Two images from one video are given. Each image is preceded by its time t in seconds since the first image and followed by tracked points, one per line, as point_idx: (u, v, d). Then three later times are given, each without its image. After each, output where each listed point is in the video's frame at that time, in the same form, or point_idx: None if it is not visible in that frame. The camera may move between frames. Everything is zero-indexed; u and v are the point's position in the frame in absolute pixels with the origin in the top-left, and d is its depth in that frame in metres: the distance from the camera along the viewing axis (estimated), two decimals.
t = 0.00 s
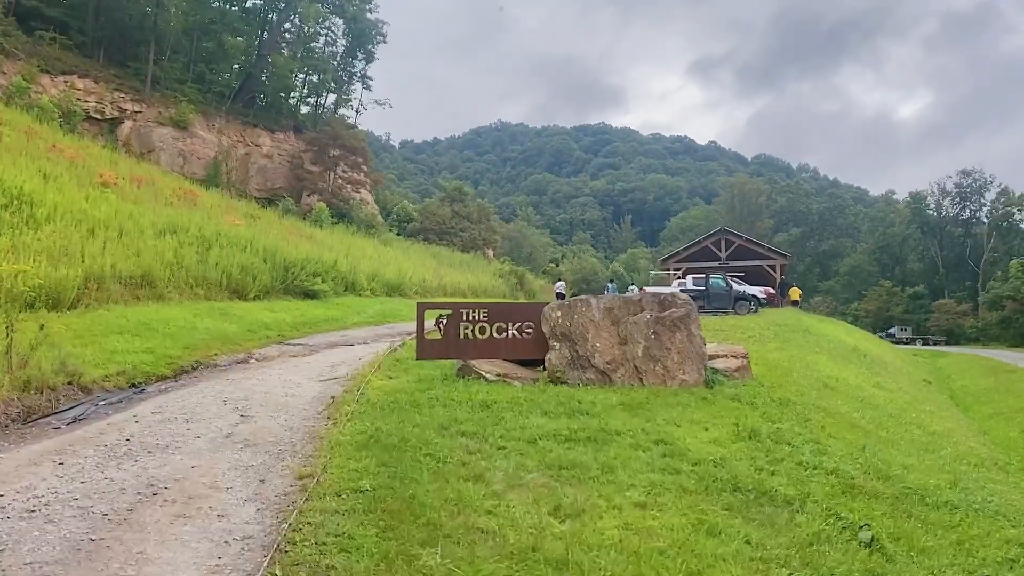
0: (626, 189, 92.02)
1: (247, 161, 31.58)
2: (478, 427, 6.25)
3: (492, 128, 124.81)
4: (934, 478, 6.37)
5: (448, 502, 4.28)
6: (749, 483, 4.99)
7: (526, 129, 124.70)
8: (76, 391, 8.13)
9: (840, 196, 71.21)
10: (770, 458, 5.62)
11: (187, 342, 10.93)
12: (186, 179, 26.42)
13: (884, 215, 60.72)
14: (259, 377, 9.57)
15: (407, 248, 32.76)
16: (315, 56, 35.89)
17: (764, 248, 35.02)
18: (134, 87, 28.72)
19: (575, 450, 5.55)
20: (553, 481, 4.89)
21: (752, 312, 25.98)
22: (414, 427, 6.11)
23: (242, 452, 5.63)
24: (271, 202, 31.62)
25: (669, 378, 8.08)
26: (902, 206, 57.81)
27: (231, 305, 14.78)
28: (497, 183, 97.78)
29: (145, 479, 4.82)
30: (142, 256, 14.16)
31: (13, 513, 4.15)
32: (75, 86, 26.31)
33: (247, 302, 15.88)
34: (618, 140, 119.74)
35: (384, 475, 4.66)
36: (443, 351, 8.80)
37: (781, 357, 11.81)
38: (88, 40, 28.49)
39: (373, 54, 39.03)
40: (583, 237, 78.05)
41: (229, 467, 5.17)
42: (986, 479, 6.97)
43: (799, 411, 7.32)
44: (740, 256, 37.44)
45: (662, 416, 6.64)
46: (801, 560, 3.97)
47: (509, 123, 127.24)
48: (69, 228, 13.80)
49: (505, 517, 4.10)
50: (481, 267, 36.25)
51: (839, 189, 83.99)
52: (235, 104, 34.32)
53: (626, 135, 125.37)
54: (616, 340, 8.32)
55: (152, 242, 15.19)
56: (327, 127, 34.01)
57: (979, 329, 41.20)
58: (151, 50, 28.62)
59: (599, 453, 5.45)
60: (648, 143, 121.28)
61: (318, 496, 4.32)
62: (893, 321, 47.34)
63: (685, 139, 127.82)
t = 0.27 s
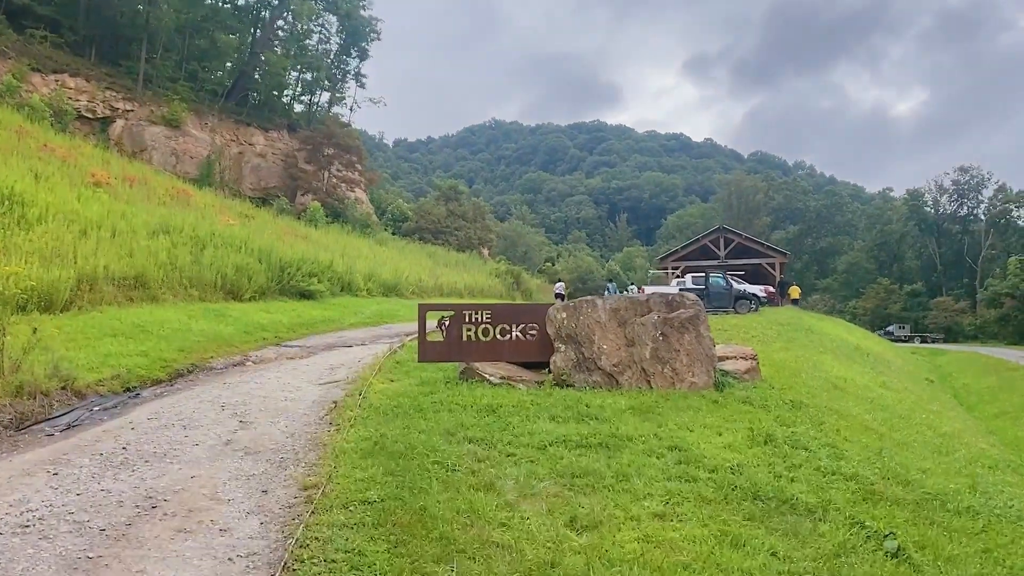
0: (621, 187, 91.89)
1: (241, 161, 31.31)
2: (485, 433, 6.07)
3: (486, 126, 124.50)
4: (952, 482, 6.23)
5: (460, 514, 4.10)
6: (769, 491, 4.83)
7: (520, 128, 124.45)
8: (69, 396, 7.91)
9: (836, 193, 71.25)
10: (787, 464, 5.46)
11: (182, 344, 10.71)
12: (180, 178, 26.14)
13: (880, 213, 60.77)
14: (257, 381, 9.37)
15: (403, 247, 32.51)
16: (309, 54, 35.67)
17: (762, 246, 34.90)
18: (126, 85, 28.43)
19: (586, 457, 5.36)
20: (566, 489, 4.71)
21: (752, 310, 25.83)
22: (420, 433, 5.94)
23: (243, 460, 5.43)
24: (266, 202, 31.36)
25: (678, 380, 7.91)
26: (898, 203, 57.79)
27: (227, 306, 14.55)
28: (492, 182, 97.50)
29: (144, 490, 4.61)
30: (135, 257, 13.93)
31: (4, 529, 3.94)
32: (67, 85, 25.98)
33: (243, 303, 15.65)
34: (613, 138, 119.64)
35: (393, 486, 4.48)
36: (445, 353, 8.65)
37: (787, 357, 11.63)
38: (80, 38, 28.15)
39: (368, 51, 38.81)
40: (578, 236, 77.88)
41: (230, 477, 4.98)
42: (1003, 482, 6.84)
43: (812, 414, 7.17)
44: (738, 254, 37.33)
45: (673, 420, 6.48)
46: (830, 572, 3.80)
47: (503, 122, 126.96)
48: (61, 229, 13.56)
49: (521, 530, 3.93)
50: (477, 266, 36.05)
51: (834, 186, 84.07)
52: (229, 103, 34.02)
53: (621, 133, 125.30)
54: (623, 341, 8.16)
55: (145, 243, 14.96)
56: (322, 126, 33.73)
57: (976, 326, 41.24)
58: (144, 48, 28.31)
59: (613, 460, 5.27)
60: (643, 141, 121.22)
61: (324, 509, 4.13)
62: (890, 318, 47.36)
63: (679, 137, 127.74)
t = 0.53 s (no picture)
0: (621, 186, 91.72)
1: (241, 160, 31.19)
2: (494, 434, 5.93)
3: (485, 125, 124.27)
4: (970, 483, 6.10)
5: (472, 520, 3.96)
6: (787, 494, 4.69)
7: (520, 127, 124.24)
8: (68, 398, 7.78)
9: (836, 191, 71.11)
10: (805, 466, 5.32)
11: (182, 344, 10.59)
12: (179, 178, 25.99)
13: (880, 210, 60.68)
14: (259, 381, 9.23)
15: (403, 247, 32.37)
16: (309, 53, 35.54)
17: (764, 244, 34.73)
18: (125, 84, 28.28)
19: (598, 459, 5.23)
20: (580, 494, 4.57)
21: (755, 309, 25.68)
22: (427, 436, 5.80)
23: (246, 464, 5.30)
24: (266, 201, 31.24)
25: (687, 380, 7.78)
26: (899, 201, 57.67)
27: (227, 306, 14.42)
28: (491, 181, 97.30)
29: (144, 497, 4.48)
30: (135, 257, 13.80)
31: None
32: (66, 84, 25.82)
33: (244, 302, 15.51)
34: (612, 137, 119.49)
35: (401, 491, 4.35)
36: (450, 354, 8.53)
37: (795, 356, 11.50)
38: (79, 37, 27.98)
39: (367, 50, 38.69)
40: (578, 235, 77.70)
41: (233, 482, 4.85)
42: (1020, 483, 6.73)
43: (824, 414, 7.04)
44: (739, 252, 37.19)
45: (685, 420, 6.35)
46: None
47: (502, 121, 126.73)
48: (61, 228, 13.43)
49: (536, 537, 3.80)
50: (478, 265, 35.93)
51: (834, 184, 83.92)
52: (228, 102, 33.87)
53: (620, 132, 125.14)
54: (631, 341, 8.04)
55: (145, 242, 14.83)
56: (322, 125, 33.58)
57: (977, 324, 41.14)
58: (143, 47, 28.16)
59: (626, 462, 5.13)
60: (642, 139, 121.03)
61: (331, 515, 4.00)
62: (891, 316, 47.27)
63: (678, 135, 127.57)
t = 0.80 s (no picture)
0: (619, 184, 91.56)
1: (239, 158, 31.03)
2: (500, 434, 5.78)
3: (483, 124, 124.05)
4: (985, 482, 5.97)
5: (480, 524, 3.82)
6: (804, 496, 4.54)
7: (518, 125, 124.01)
8: (64, 398, 7.62)
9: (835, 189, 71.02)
10: (821, 466, 5.17)
11: (181, 343, 10.42)
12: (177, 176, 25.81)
13: (879, 208, 60.61)
14: (258, 380, 9.06)
15: (402, 245, 32.21)
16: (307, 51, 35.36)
17: (764, 241, 34.59)
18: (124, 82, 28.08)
19: (608, 460, 5.08)
20: (590, 496, 4.42)
21: (756, 306, 25.53)
22: (431, 435, 5.65)
23: (245, 466, 5.15)
24: (264, 199, 31.09)
25: (695, 377, 7.65)
26: (898, 198, 57.58)
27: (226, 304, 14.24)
28: (489, 179, 97.11)
29: (139, 501, 4.31)
30: (134, 255, 13.63)
31: None
32: (63, 82, 25.61)
33: (243, 301, 15.35)
34: (611, 135, 119.34)
35: (406, 494, 4.19)
36: (453, 352, 8.38)
37: (801, 354, 11.35)
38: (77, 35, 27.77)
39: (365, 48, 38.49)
40: (577, 233, 77.56)
41: (232, 484, 4.70)
42: None
43: (835, 412, 6.90)
44: (739, 250, 37.07)
45: (694, 420, 6.20)
46: None
47: (501, 120, 126.49)
48: (57, 226, 13.27)
49: (546, 542, 3.65)
50: (477, 263, 35.79)
51: (833, 182, 83.82)
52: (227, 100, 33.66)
53: (618, 130, 124.99)
54: (637, 337, 7.90)
55: (143, 239, 14.65)
56: (321, 123, 33.39)
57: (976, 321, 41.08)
58: (141, 45, 27.96)
59: (637, 463, 4.98)
60: (641, 138, 120.89)
61: (333, 521, 3.84)
62: (890, 314, 47.21)
63: (677, 133, 127.42)
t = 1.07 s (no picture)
0: (620, 182, 91.29)
1: (239, 156, 30.83)
2: (508, 439, 5.59)
3: (484, 122, 123.77)
4: (1009, 490, 5.79)
5: (491, 539, 3.65)
6: (826, 506, 4.36)
7: (519, 124, 123.68)
8: (59, 401, 7.45)
9: (837, 187, 70.68)
10: (841, 474, 4.98)
11: (178, 343, 10.23)
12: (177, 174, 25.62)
13: (881, 206, 60.33)
14: (258, 382, 8.88)
15: (403, 243, 31.97)
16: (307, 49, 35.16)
17: (768, 240, 34.35)
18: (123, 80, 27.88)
19: (622, 468, 4.89)
20: (604, 507, 4.24)
21: (760, 305, 25.32)
22: (437, 441, 5.47)
23: (244, 474, 4.96)
24: (264, 197, 30.90)
25: (707, 380, 7.46)
26: (901, 197, 57.23)
27: (225, 303, 14.06)
28: (490, 178, 96.86)
29: (134, 512, 4.14)
30: (131, 253, 13.45)
31: None
32: (62, 80, 25.42)
33: (242, 300, 15.16)
34: (612, 133, 119.05)
35: (413, 506, 4.01)
36: (457, 353, 8.19)
37: (812, 355, 11.13)
38: (76, 32, 27.55)
39: (366, 45, 38.28)
40: (577, 232, 77.30)
41: (232, 495, 4.51)
42: None
43: (852, 416, 6.72)
44: (743, 248, 36.83)
45: (708, 425, 6.01)
46: None
47: (501, 118, 126.16)
48: (54, 224, 13.09)
49: (561, 558, 3.47)
50: (478, 262, 35.58)
51: (835, 180, 83.48)
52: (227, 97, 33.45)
53: (619, 128, 124.67)
54: (647, 340, 7.71)
55: (141, 238, 14.47)
56: (322, 121, 33.17)
57: (980, 320, 40.83)
58: (140, 42, 27.75)
59: (652, 472, 4.79)
60: (642, 136, 120.56)
61: (337, 535, 3.66)
62: (893, 313, 46.95)
63: (678, 132, 127.08)
